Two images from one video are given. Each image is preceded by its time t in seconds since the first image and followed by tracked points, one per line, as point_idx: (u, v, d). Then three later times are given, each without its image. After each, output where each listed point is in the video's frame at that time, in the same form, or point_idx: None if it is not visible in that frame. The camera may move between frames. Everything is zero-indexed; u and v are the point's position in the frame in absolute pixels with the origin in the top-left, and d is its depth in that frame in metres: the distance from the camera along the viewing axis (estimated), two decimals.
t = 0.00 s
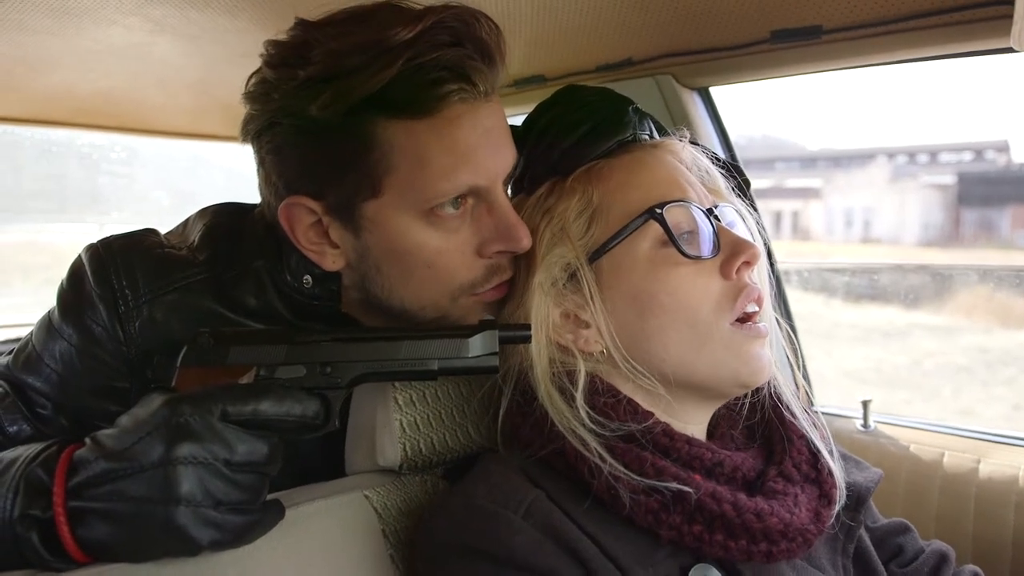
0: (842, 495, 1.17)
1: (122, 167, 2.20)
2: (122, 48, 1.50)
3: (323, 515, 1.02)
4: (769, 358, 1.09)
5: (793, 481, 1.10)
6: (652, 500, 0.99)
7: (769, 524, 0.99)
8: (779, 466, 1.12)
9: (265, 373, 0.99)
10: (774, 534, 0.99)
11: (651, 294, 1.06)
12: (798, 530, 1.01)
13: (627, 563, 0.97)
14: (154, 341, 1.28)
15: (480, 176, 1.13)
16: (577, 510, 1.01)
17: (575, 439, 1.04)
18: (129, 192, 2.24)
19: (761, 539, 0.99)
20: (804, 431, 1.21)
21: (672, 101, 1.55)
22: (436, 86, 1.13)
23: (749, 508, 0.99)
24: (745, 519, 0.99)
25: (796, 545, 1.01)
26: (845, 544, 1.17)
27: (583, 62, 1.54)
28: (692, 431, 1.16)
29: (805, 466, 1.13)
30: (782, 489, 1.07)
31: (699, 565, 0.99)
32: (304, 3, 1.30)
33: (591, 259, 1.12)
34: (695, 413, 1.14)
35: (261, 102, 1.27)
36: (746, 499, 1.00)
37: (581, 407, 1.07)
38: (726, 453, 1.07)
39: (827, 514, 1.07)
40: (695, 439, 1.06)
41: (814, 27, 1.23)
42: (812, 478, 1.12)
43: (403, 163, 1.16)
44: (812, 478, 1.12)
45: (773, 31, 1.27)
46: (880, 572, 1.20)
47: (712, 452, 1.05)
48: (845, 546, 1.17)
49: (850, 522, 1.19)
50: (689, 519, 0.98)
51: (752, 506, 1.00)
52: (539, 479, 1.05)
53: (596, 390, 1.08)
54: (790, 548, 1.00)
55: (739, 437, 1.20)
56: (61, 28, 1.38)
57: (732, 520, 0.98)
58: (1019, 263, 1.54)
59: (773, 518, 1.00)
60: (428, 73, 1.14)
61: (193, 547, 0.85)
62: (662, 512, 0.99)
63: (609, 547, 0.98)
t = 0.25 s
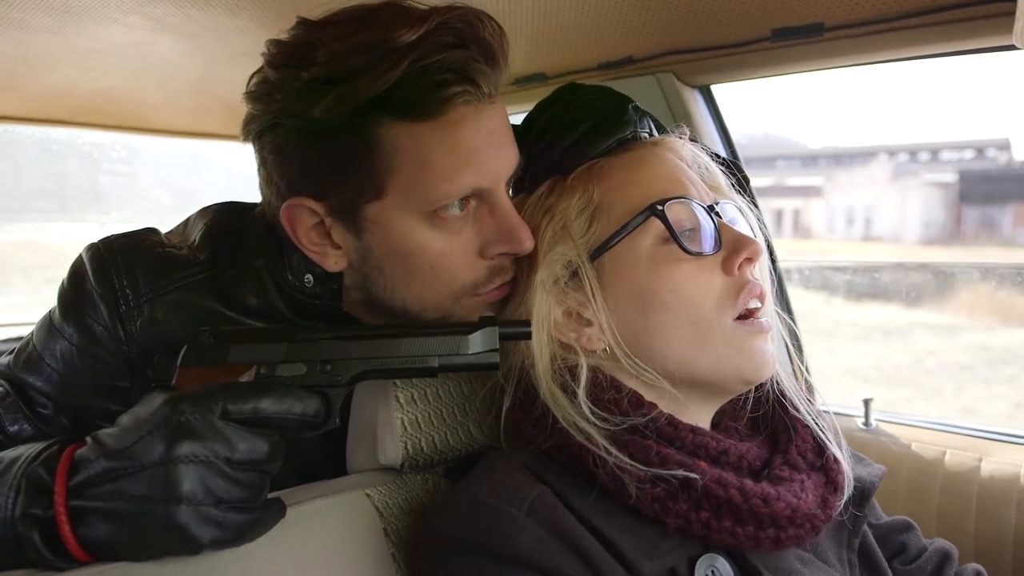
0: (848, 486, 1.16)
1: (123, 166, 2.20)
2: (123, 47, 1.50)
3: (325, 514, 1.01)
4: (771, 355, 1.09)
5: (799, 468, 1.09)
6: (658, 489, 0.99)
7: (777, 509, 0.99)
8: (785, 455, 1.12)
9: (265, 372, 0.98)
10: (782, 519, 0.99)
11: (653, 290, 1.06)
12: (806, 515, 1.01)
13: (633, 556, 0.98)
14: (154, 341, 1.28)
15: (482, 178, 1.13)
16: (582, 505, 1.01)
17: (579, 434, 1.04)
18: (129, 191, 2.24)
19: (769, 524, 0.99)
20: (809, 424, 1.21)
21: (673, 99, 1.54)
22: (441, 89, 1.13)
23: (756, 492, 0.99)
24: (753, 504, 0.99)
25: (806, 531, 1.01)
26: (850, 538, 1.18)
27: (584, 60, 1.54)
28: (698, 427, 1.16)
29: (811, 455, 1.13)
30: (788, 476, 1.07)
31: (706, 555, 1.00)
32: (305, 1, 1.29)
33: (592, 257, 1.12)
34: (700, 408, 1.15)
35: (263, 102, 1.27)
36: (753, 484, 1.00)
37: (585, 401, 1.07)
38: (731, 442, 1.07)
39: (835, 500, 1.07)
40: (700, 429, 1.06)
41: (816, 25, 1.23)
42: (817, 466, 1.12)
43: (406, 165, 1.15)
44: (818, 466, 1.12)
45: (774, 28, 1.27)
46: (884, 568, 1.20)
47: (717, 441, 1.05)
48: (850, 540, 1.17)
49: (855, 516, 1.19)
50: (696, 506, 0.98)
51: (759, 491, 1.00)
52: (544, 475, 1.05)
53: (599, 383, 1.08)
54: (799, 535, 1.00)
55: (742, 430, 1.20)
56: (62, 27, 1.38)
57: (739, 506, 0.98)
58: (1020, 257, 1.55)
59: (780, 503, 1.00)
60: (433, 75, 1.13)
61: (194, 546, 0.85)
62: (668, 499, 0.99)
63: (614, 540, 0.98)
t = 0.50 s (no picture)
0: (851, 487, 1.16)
1: (124, 169, 2.20)
2: (125, 51, 1.50)
3: (326, 518, 1.02)
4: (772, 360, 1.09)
5: (803, 468, 1.10)
6: (661, 489, 0.99)
7: (780, 508, 0.99)
8: (789, 455, 1.12)
9: (267, 376, 0.98)
10: (786, 519, 0.99)
11: (654, 293, 1.06)
12: (810, 515, 1.01)
13: (637, 557, 0.98)
14: (155, 346, 1.29)
15: (484, 185, 1.14)
16: (585, 507, 1.01)
17: (581, 437, 1.04)
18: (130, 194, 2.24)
19: (774, 523, 0.99)
20: (811, 426, 1.21)
21: (673, 103, 1.55)
22: (443, 96, 1.13)
23: (759, 492, 0.99)
24: (756, 503, 0.99)
25: (809, 531, 1.01)
26: (853, 540, 1.18)
27: (585, 65, 1.54)
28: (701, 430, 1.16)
29: (814, 455, 1.13)
30: (791, 476, 1.07)
31: (710, 557, 1.00)
32: (307, 6, 1.29)
33: (593, 262, 1.12)
34: (701, 411, 1.15)
35: (265, 108, 1.27)
36: (757, 483, 1.00)
37: (587, 404, 1.07)
38: (734, 443, 1.07)
39: (838, 500, 1.07)
40: (703, 429, 1.06)
41: (817, 30, 1.23)
42: (820, 467, 1.12)
43: (407, 175, 1.16)
44: (821, 466, 1.12)
45: (775, 34, 1.27)
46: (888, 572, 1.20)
47: (720, 441, 1.05)
48: (853, 543, 1.17)
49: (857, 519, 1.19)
50: (699, 506, 0.99)
51: (763, 490, 1.00)
52: (547, 477, 1.05)
53: (602, 385, 1.08)
54: (802, 534, 1.00)
55: (745, 431, 1.21)
56: (64, 31, 1.39)
57: (743, 505, 0.98)
58: (1020, 262, 1.55)
59: (785, 502, 1.00)
60: (435, 82, 1.13)
61: (195, 550, 0.85)
62: (672, 499, 0.99)
63: (617, 540, 0.99)
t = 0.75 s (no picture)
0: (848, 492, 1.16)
1: (125, 169, 2.20)
2: (125, 50, 1.50)
3: (326, 518, 1.02)
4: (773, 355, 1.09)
5: (800, 475, 1.10)
6: (660, 496, 0.99)
7: (778, 517, 0.99)
8: (786, 462, 1.12)
9: (266, 376, 0.98)
10: (783, 527, 0.99)
11: (654, 294, 1.06)
12: (807, 523, 1.01)
13: (636, 562, 0.98)
14: (155, 347, 1.29)
15: (485, 186, 1.14)
16: (585, 511, 1.01)
17: (581, 439, 1.04)
18: (130, 194, 2.25)
19: (771, 532, 0.99)
20: (809, 428, 1.21)
21: (673, 103, 1.55)
22: (444, 97, 1.13)
23: (758, 500, 0.99)
24: (754, 512, 0.99)
25: (806, 539, 1.01)
26: (851, 544, 1.18)
27: (585, 65, 1.54)
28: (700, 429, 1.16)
29: (812, 462, 1.13)
30: (789, 483, 1.07)
31: (707, 565, 0.99)
32: (307, 6, 1.30)
33: (592, 262, 1.12)
34: (701, 411, 1.15)
35: (265, 108, 1.27)
36: (755, 491, 1.01)
37: (587, 407, 1.07)
38: (733, 449, 1.07)
39: (836, 508, 1.07)
40: (702, 435, 1.06)
41: (817, 30, 1.23)
42: (819, 473, 1.12)
43: (408, 175, 1.16)
44: (819, 473, 1.12)
45: (776, 34, 1.27)
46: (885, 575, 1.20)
47: (719, 447, 1.05)
48: (851, 547, 1.18)
49: (855, 523, 1.19)
50: (698, 513, 0.99)
51: (761, 498, 1.00)
52: (546, 480, 1.05)
53: (602, 389, 1.08)
54: (800, 542, 1.00)
55: (744, 436, 1.21)
56: (64, 31, 1.39)
57: (741, 513, 0.99)
58: (1019, 263, 1.55)
59: (783, 511, 1.00)
60: (437, 83, 1.13)
61: (194, 550, 0.85)
62: (671, 506, 0.99)
63: (616, 546, 0.99)
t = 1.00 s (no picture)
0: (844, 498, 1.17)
1: (124, 168, 2.20)
2: (123, 49, 1.50)
3: (325, 515, 1.02)
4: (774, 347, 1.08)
5: (798, 483, 1.10)
6: (659, 501, 0.99)
7: (776, 526, 0.99)
8: (784, 469, 1.12)
9: (264, 374, 0.98)
10: (780, 536, 0.99)
11: (655, 292, 1.06)
12: (804, 533, 1.01)
13: (633, 566, 0.98)
14: (153, 346, 1.29)
15: (484, 186, 1.14)
16: (584, 512, 1.01)
17: (581, 440, 1.04)
18: (129, 193, 2.25)
19: (768, 541, 0.99)
20: (807, 431, 1.21)
21: (671, 101, 1.55)
22: (444, 96, 1.13)
23: (756, 509, 0.99)
24: (752, 521, 0.99)
25: (802, 548, 1.01)
26: (847, 547, 1.18)
27: (584, 63, 1.54)
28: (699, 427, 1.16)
29: (810, 469, 1.13)
30: (787, 491, 1.07)
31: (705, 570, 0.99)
32: (305, 5, 1.29)
33: (593, 259, 1.12)
34: (700, 409, 1.15)
35: (264, 106, 1.27)
36: (753, 500, 1.01)
37: (587, 409, 1.07)
38: (732, 454, 1.07)
39: (831, 517, 1.08)
40: (701, 440, 1.06)
41: (816, 29, 1.23)
42: (816, 481, 1.12)
43: (407, 174, 1.16)
44: (817, 481, 1.12)
45: (774, 33, 1.27)
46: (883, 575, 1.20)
47: (719, 453, 1.05)
48: (848, 549, 1.18)
49: (852, 527, 1.19)
50: (695, 521, 0.99)
51: (759, 508, 1.00)
52: (545, 480, 1.05)
53: (603, 390, 1.09)
54: (795, 551, 1.00)
55: (743, 438, 1.20)
56: (62, 29, 1.39)
57: (738, 522, 0.99)
58: (1018, 262, 1.55)
59: (779, 520, 1.00)
60: (437, 82, 1.13)
61: (193, 548, 0.85)
62: (669, 512, 0.99)
63: (615, 548, 0.98)
